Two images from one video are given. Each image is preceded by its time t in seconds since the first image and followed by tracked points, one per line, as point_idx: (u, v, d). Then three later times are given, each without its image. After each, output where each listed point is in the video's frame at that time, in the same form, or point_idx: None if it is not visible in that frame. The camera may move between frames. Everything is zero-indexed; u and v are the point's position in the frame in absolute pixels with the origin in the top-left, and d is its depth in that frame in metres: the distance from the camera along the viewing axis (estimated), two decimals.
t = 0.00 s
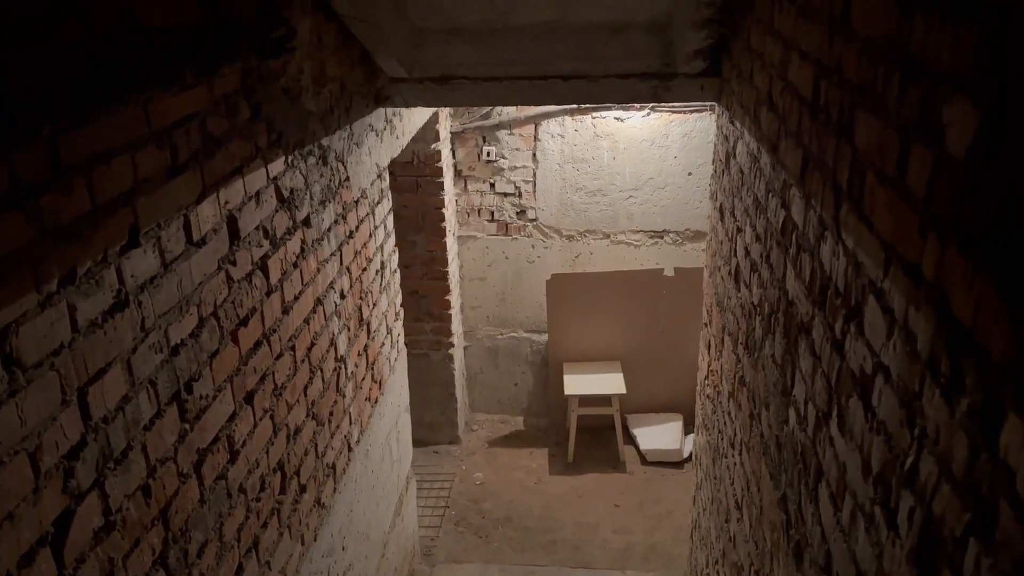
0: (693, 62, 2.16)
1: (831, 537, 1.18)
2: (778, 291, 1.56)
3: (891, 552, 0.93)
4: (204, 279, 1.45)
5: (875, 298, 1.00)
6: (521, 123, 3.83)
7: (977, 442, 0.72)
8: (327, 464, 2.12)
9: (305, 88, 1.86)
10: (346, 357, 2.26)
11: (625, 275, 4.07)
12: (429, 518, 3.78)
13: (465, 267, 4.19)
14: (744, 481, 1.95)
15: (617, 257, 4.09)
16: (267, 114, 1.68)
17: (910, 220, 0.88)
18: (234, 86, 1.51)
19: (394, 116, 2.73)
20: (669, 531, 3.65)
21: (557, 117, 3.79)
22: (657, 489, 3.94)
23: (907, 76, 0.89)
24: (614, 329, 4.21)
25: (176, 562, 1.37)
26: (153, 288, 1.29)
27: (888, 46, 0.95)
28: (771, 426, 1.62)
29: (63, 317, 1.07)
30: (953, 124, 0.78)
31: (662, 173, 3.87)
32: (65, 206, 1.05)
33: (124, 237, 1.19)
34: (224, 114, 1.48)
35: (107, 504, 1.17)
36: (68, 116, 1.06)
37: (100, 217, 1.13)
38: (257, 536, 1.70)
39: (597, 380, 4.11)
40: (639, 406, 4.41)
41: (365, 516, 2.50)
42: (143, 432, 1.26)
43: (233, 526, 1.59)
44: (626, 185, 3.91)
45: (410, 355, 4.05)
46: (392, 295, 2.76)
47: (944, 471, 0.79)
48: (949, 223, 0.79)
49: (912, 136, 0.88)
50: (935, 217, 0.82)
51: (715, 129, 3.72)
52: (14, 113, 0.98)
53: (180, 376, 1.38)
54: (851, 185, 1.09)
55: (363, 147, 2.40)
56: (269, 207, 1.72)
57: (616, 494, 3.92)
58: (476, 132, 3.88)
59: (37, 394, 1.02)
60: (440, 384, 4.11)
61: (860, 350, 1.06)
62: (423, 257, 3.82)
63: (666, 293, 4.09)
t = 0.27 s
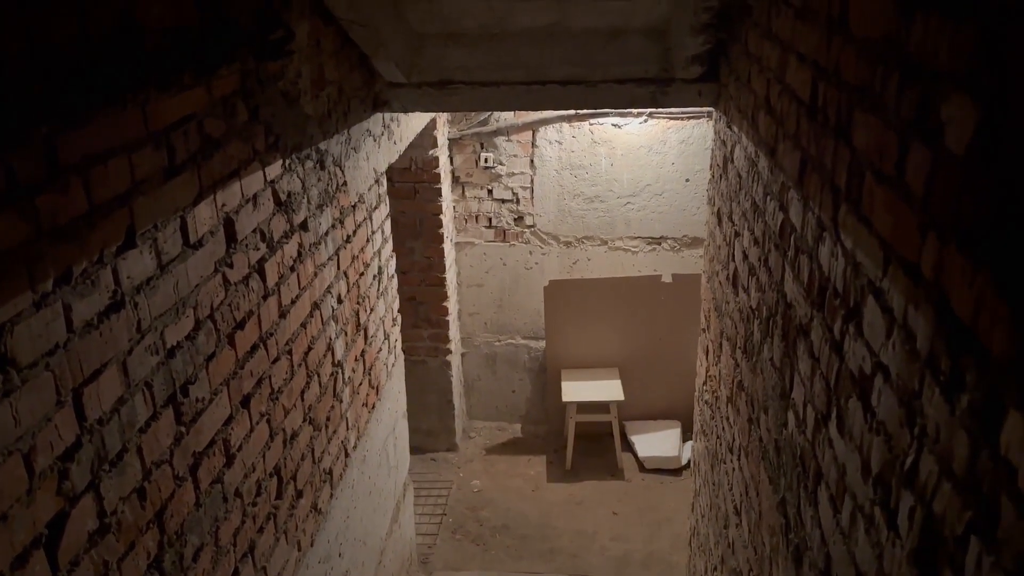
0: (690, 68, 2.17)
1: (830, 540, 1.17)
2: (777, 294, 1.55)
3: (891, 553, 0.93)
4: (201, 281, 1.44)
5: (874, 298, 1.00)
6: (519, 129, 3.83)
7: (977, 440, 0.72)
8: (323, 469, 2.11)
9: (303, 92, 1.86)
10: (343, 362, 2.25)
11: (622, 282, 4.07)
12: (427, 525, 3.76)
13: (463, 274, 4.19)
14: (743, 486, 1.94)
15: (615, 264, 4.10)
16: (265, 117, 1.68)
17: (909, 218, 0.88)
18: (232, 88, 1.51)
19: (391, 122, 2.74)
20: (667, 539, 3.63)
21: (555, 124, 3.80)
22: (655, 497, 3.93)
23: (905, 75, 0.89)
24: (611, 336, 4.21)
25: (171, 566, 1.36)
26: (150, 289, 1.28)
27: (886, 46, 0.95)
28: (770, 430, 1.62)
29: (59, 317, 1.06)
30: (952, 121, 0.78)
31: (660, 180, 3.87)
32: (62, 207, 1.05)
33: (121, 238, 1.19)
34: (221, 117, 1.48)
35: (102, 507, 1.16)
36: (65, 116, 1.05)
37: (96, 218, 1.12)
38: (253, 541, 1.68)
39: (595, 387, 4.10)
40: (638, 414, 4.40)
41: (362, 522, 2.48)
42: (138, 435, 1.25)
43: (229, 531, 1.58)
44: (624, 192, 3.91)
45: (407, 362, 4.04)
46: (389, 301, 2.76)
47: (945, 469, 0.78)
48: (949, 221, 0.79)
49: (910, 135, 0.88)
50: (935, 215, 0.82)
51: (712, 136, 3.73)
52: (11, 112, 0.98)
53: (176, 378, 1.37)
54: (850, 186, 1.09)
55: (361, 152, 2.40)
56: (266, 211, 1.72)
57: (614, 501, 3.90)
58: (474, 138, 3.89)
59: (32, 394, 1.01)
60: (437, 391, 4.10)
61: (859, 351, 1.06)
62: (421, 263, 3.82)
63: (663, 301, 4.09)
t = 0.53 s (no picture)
0: (686, 78, 2.18)
1: (827, 547, 1.16)
2: (772, 302, 1.55)
3: (888, 560, 0.92)
4: (196, 288, 1.44)
5: (869, 303, 1.00)
6: (515, 139, 3.84)
7: (973, 444, 0.72)
8: (318, 479, 2.10)
9: (300, 100, 1.87)
10: (338, 371, 2.24)
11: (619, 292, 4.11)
12: (422, 537, 3.74)
13: (459, 284, 4.18)
14: (740, 496, 1.94)
15: (613, 274, 4.08)
16: (261, 125, 1.68)
17: (904, 223, 0.88)
18: (228, 95, 1.52)
19: (388, 131, 2.74)
20: (664, 550, 3.62)
21: (552, 134, 3.81)
22: (652, 508, 3.91)
23: (900, 80, 0.89)
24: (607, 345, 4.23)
25: None
26: (144, 296, 1.28)
27: (880, 52, 0.95)
28: (766, 439, 1.61)
29: (52, 323, 1.06)
30: (945, 126, 0.78)
31: (656, 190, 3.88)
32: (56, 212, 1.05)
33: (114, 244, 1.18)
34: (217, 124, 1.48)
35: (94, 515, 1.15)
36: (61, 120, 1.05)
37: (90, 223, 1.12)
38: (247, 551, 1.67)
39: (592, 397, 4.09)
40: (635, 425, 4.40)
41: (357, 533, 2.47)
42: (131, 442, 1.25)
43: (222, 541, 1.56)
44: (620, 202, 3.92)
45: (404, 372, 4.03)
46: (385, 310, 2.75)
47: (941, 474, 0.78)
48: (943, 225, 0.79)
49: (905, 140, 0.88)
50: (929, 220, 0.82)
51: (708, 147, 3.74)
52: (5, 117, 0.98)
53: (169, 386, 1.36)
54: (844, 192, 1.09)
55: (357, 161, 2.40)
56: (261, 219, 1.71)
57: (611, 512, 3.89)
58: (470, 149, 3.90)
59: (24, 400, 1.00)
60: (433, 401, 4.09)
61: (854, 357, 1.05)
62: (417, 273, 3.81)
63: (659, 310, 4.13)
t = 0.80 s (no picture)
0: (684, 83, 2.18)
1: (827, 551, 1.16)
2: (771, 306, 1.55)
3: (888, 562, 0.91)
4: (192, 291, 1.43)
5: (868, 304, 0.99)
6: (514, 145, 3.85)
7: (974, 444, 0.71)
8: (315, 484, 2.09)
9: (298, 104, 1.87)
10: (336, 376, 2.23)
11: (618, 298, 4.12)
12: (420, 544, 3.72)
13: (457, 290, 4.18)
14: (739, 500, 1.93)
15: (611, 280, 4.08)
16: (258, 129, 1.68)
17: (903, 223, 0.88)
18: (226, 98, 1.51)
19: (386, 136, 2.74)
20: (663, 557, 3.60)
21: (550, 140, 3.81)
22: (651, 515, 3.90)
23: (899, 80, 0.89)
24: (605, 352, 4.23)
25: None
26: (140, 298, 1.27)
27: (878, 53, 0.95)
28: (765, 443, 1.61)
29: (47, 323, 1.05)
30: (945, 125, 0.78)
31: (654, 196, 3.88)
32: (53, 213, 1.04)
33: (111, 246, 1.18)
34: (215, 127, 1.48)
35: (89, 518, 1.14)
36: (58, 121, 1.05)
37: (87, 224, 1.12)
38: (243, 556, 1.66)
39: (590, 403, 4.08)
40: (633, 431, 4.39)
41: (354, 539, 2.45)
42: (127, 445, 1.24)
43: (218, 545, 1.55)
44: (618, 208, 3.92)
45: (402, 378, 4.02)
46: (383, 315, 2.75)
47: (942, 474, 0.78)
48: (943, 224, 0.78)
49: (904, 140, 0.88)
50: (929, 219, 0.82)
51: (706, 153, 3.74)
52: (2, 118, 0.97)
53: (166, 388, 1.35)
54: (844, 193, 1.09)
55: (356, 165, 2.40)
56: (259, 222, 1.71)
57: (609, 519, 3.87)
58: (469, 155, 3.90)
59: (18, 401, 0.99)
60: (431, 407, 4.08)
61: (854, 358, 1.05)
62: (415, 279, 3.81)
63: (658, 318, 4.13)
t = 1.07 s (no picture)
0: (682, 88, 2.18)
1: (826, 554, 1.15)
2: (770, 309, 1.55)
3: (889, 564, 0.91)
4: (188, 293, 1.43)
5: (868, 305, 0.99)
6: (512, 151, 3.85)
7: (976, 443, 0.71)
8: (312, 490, 2.07)
9: (296, 108, 1.87)
10: (333, 381, 2.22)
11: (613, 304, 4.08)
12: (417, 551, 3.70)
13: (455, 296, 4.17)
14: (738, 505, 1.92)
15: (609, 286, 4.08)
16: (256, 132, 1.67)
17: (903, 223, 0.87)
18: (223, 101, 1.51)
19: (384, 141, 2.74)
20: (661, 565, 3.58)
21: (549, 146, 3.81)
22: (649, 522, 3.88)
23: (898, 79, 0.89)
24: (603, 360, 4.21)
25: None
26: (136, 300, 1.26)
27: (878, 53, 0.95)
28: (764, 447, 1.60)
29: (41, 324, 1.04)
30: (945, 123, 0.77)
31: (652, 203, 3.89)
32: (47, 214, 1.03)
33: (106, 248, 1.17)
34: (212, 129, 1.47)
35: (82, 521, 1.13)
36: (54, 122, 1.05)
37: (82, 224, 1.11)
38: (238, 562, 1.65)
39: (588, 410, 4.07)
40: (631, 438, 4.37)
41: (351, 545, 2.44)
42: (122, 448, 1.23)
43: (214, 550, 1.54)
44: (617, 214, 3.92)
45: (399, 384, 4.01)
46: (381, 321, 2.74)
47: (943, 474, 0.77)
48: (943, 223, 0.78)
49: (904, 139, 0.87)
50: (929, 218, 0.81)
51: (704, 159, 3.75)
52: None
53: (161, 391, 1.34)
54: (843, 195, 1.09)
55: (353, 170, 2.40)
56: (256, 226, 1.70)
57: (608, 527, 3.85)
58: (467, 161, 3.90)
59: (11, 402, 0.98)
60: (429, 414, 4.06)
61: (854, 360, 1.04)
62: (413, 285, 3.80)
63: (654, 324, 4.10)
